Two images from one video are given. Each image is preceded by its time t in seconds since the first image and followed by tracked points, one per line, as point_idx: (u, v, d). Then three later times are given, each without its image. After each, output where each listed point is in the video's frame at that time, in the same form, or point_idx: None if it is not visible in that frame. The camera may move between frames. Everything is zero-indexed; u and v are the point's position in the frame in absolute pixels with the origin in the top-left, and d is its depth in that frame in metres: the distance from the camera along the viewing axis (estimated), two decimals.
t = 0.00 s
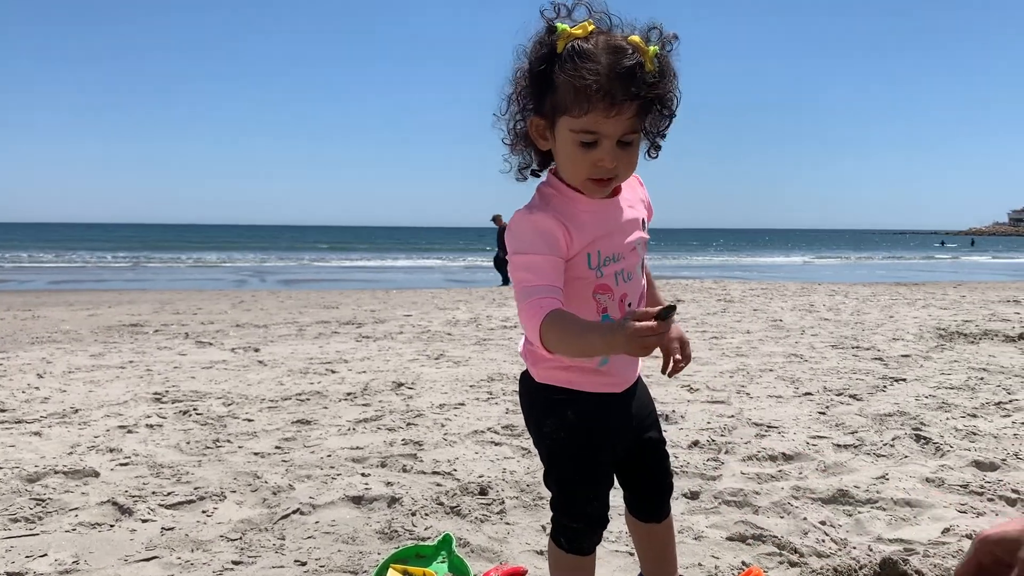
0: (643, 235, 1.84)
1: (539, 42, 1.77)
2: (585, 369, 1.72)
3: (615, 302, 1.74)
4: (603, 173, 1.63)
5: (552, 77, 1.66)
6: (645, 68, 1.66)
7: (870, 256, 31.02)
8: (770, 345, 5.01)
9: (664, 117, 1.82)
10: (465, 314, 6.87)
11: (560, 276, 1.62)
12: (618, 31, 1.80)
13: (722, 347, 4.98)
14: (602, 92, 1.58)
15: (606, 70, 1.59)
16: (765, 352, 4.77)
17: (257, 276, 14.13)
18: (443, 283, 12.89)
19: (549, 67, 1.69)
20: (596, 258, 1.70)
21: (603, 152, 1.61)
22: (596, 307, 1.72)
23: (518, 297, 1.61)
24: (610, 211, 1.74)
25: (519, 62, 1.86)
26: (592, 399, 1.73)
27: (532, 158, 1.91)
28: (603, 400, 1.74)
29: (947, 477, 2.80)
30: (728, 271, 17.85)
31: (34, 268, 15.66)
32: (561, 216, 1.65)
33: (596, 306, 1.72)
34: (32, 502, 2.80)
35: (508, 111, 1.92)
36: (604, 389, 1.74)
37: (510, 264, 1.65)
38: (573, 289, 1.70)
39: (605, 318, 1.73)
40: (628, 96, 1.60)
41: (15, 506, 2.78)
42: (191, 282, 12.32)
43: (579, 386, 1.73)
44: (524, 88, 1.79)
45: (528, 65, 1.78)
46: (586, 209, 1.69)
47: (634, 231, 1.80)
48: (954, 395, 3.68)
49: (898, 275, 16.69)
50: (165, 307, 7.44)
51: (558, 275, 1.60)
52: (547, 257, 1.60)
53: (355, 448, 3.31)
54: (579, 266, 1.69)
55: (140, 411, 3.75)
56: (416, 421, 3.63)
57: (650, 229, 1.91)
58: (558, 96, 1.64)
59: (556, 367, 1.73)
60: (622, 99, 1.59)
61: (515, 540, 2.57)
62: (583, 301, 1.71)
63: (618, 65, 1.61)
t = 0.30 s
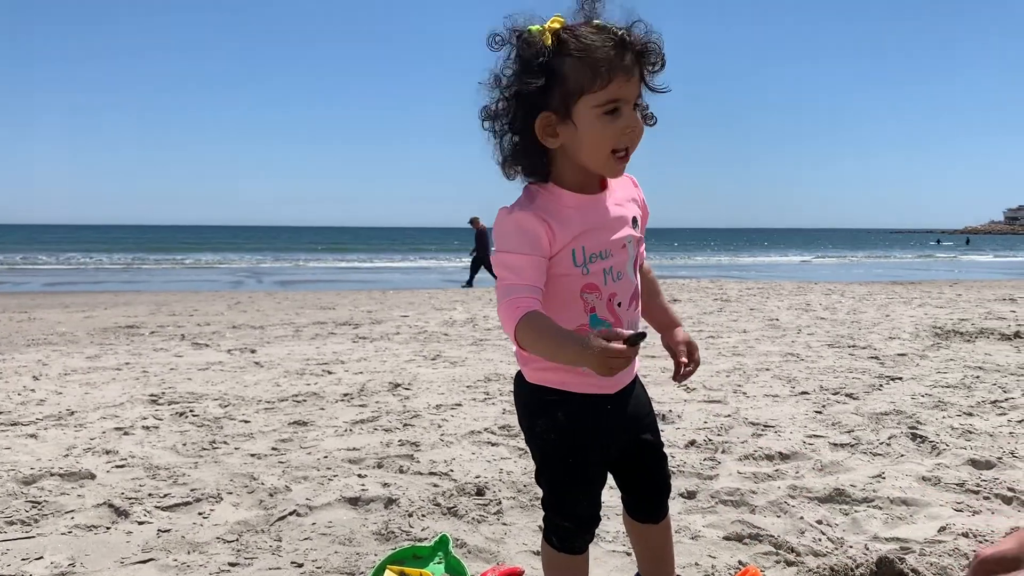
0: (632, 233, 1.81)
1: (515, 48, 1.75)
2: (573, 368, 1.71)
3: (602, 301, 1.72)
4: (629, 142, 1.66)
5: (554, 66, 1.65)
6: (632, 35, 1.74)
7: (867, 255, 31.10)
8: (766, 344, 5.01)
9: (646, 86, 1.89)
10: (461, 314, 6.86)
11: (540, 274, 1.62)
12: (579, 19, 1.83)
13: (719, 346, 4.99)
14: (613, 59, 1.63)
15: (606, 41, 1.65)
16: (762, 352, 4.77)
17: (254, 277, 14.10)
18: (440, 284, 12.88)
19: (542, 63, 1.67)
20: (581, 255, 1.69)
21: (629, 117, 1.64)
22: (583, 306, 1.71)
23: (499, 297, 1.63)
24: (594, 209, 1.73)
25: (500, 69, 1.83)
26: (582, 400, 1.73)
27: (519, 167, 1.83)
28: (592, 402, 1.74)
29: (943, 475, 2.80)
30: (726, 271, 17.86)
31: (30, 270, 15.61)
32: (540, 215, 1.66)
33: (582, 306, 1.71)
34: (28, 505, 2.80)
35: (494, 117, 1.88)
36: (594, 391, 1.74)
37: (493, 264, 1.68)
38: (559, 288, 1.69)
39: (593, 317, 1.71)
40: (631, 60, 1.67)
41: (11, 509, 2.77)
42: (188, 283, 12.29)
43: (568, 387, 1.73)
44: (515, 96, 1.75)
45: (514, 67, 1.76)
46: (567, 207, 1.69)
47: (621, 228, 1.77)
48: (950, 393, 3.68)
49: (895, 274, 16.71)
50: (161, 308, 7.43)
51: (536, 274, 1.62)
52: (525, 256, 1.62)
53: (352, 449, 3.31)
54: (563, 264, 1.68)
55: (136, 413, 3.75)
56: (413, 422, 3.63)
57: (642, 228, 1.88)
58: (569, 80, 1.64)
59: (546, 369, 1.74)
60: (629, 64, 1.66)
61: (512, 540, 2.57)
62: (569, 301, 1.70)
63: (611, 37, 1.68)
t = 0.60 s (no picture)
0: (625, 230, 1.80)
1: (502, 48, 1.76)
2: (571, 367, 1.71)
3: (598, 298, 1.71)
4: (617, 136, 1.66)
5: (542, 62, 1.66)
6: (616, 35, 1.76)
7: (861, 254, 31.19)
8: (760, 343, 5.01)
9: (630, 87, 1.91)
10: (456, 315, 6.85)
11: (534, 273, 1.61)
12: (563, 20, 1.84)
13: (713, 345, 4.99)
14: (600, 55, 1.65)
15: (592, 39, 1.67)
16: (756, 350, 4.77)
17: (248, 278, 14.06)
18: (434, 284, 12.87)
19: (531, 61, 1.67)
20: (574, 253, 1.68)
21: (616, 112, 1.65)
22: (579, 304, 1.69)
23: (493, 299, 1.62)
24: (586, 207, 1.72)
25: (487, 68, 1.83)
26: (580, 400, 1.73)
27: (506, 164, 1.81)
28: (590, 402, 1.73)
29: (938, 473, 2.80)
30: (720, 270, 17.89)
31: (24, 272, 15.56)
32: (532, 214, 1.65)
33: (578, 303, 1.69)
34: (20, 508, 2.78)
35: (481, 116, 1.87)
36: (594, 391, 1.73)
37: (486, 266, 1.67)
38: (554, 286, 1.67)
39: (590, 315, 1.70)
40: (616, 57, 1.69)
41: (3, 512, 2.75)
42: (181, 285, 12.26)
43: (568, 386, 1.72)
44: (503, 94, 1.75)
45: (502, 65, 1.76)
46: (559, 206, 1.68)
47: (614, 225, 1.76)
48: (944, 391, 3.69)
49: (889, 272, 16.75)
50: (155, 310, 7.41)
51: (530, 274, 1.61)
52: (517, 256, 1.61)
53: (346, 451, 3.30)
54: (556, 263, 1.67)
55: (130, 415, 3.73)
56: (407, 423, 3.62)
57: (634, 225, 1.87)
58: (557, 76, 1.65)
59: (544, 369, 1.73)
60: (614, 61, 1.68)
61: (507, 541, 2.56)
62: (564, 299, 1.68)
63: (597, 35, 1.70)
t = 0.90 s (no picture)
0: (621, 228, 1.80)
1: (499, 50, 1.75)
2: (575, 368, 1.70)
3: (600, 294, 1.69)
4: (609, 139, 1.66)
5: (538, 64, 1.65)
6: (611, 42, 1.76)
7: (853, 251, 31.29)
8: (749, 342, 5.02)
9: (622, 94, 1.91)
10: (446, 315, 6.85)
11: (533, 267, 1.60)
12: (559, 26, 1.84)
13: (702, 344, 4.99)
14: (594, 60, 1.64)
15: (587, 43, 1.66)
16: (745, 349, 4.78)
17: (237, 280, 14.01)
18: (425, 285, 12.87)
19: (526, 63, 1.67)
20: (573, 247, 1.67)
21: (609, 115, 1.64)
22: (580, 299, 1.67)
23: (493, 295, 1.60)
24: (583, 203, 1.72)
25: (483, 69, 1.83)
26: (581, 401, 1.72)
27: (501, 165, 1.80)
28: (587, 405, 1.72)
29: (925, 471, 2.81)
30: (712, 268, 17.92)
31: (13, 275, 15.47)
32: (530, 208, 1.64)
33: (580, 298, 1.67)
34: (5, 514, 2.76)
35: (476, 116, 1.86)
36: (594, 391, 1.72)
37: (485, 264, 1.65)
38: (554, 282, 1.65)
39: (592, 309, 1.68)
40: (611, 62, 1.69)
41: None
42: (170, 286, 12.20)
43: (570, 388, 1.71)
44: (499, 95, 1.74)
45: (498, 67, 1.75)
46: (557, 201, 1.68)
47: (610, 222, 1.76)
48: (931, 389, 3.70)
49: (879, 270, 16.82)
50: (143, 312, 7.37)
51: (530, 269, 1.59)
52: (516, 249, 1.59)
53: (335, 453, 3.29)
54: (556, 257, 1.65)
55: (117, 419, 3.71)
56: (396, 425, 3.61)
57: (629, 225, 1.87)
58: (551, 78, 1.64)
59: (546, 369, 1.72)
60: (609, 66, 1.68)
61: (495, 543, 2.55)
62: (566, 293, 1.66)
63: (592, 39, 1.70)
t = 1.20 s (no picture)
0: (616, 229, 1.80)
1: (506, 48, 1.74)
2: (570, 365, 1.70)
3: (594, 290, 1.69)
4: (589, 158, 1.64)
5: (531, 70, 1.64)
6: (618, 61, 1.71)
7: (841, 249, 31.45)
8: (737, 341, 5.04)
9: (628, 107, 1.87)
10: (435, 316, 6.84)
11: (528, 263, 1.59)
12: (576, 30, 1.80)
13: (690, 343, 5.00)
14: (586, 80, 1.60)
15: (585, 59, 1.62)
16: (733, 348, 4.79)
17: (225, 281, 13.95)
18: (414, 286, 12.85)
19: (523, 67, 1.66)
20: (568, 245, 1.66)
21: (590, 137, 1.62)
22: (574, 296, 1.66)
23: (488, 290, 1.59)
24: (579, 202, 1.71)
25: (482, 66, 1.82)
26: (572, 401, 1.71)
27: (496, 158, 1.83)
28: (581, 405, 1.71)
29: (911, 468, 2.83)
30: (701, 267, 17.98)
31: None
32: (526, 204, 1.64)
33: (573, 295, 1.66)
34: None
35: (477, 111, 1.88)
36: (583, 390, 1.72)
37: (480, 258, 1.64)
38: (549, 278, 1.65)
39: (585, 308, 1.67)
40: (608, 84, 1.64)
41: None
42: (156, 288, 12.13)
43: (564, 387, 1.70)
44: (497, 92, 1.74)
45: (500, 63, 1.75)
46: (553, 198, 1.67)
47: (606, 221, 1.76)
48: (917, 386, 3.72)
49: (867, 267, 16.92)
50: (130, 314, 7.33)
51: (525, 263, 1.59)
52: (511, 243, 1.59)
53: (323, 455, 3.28)
54: (551, 253, 1.64)
55: (103, 422, 3.68)
56: (385, 426, 3.60)
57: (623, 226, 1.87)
58: (539, 88, 1.62)
59: (540, 369, 1.71)
60: (603, 87, 1.63)
61: (484, 544, 2.55)
62: (561, 290, 1.65)
63: (594, 56, 1.65)
